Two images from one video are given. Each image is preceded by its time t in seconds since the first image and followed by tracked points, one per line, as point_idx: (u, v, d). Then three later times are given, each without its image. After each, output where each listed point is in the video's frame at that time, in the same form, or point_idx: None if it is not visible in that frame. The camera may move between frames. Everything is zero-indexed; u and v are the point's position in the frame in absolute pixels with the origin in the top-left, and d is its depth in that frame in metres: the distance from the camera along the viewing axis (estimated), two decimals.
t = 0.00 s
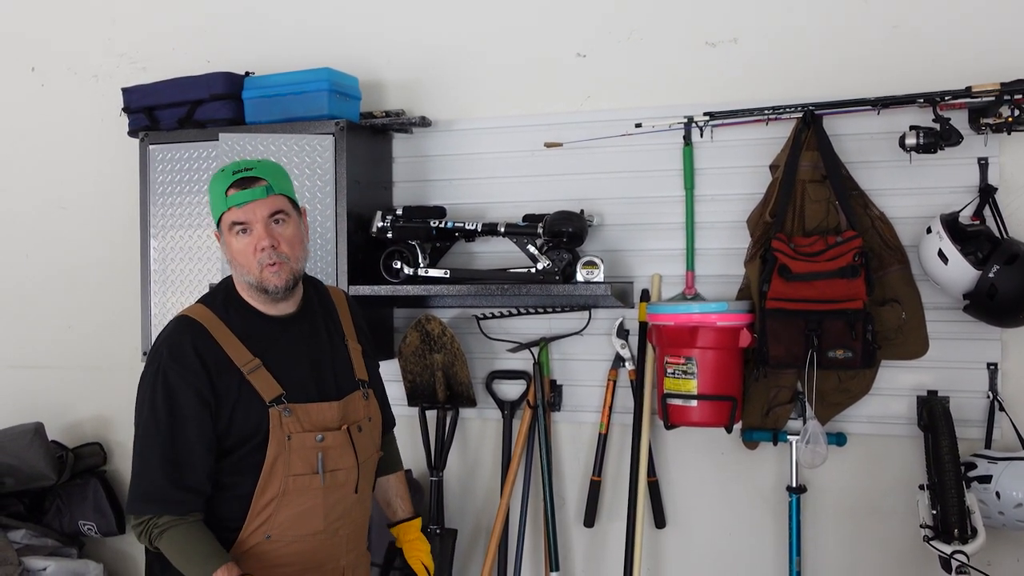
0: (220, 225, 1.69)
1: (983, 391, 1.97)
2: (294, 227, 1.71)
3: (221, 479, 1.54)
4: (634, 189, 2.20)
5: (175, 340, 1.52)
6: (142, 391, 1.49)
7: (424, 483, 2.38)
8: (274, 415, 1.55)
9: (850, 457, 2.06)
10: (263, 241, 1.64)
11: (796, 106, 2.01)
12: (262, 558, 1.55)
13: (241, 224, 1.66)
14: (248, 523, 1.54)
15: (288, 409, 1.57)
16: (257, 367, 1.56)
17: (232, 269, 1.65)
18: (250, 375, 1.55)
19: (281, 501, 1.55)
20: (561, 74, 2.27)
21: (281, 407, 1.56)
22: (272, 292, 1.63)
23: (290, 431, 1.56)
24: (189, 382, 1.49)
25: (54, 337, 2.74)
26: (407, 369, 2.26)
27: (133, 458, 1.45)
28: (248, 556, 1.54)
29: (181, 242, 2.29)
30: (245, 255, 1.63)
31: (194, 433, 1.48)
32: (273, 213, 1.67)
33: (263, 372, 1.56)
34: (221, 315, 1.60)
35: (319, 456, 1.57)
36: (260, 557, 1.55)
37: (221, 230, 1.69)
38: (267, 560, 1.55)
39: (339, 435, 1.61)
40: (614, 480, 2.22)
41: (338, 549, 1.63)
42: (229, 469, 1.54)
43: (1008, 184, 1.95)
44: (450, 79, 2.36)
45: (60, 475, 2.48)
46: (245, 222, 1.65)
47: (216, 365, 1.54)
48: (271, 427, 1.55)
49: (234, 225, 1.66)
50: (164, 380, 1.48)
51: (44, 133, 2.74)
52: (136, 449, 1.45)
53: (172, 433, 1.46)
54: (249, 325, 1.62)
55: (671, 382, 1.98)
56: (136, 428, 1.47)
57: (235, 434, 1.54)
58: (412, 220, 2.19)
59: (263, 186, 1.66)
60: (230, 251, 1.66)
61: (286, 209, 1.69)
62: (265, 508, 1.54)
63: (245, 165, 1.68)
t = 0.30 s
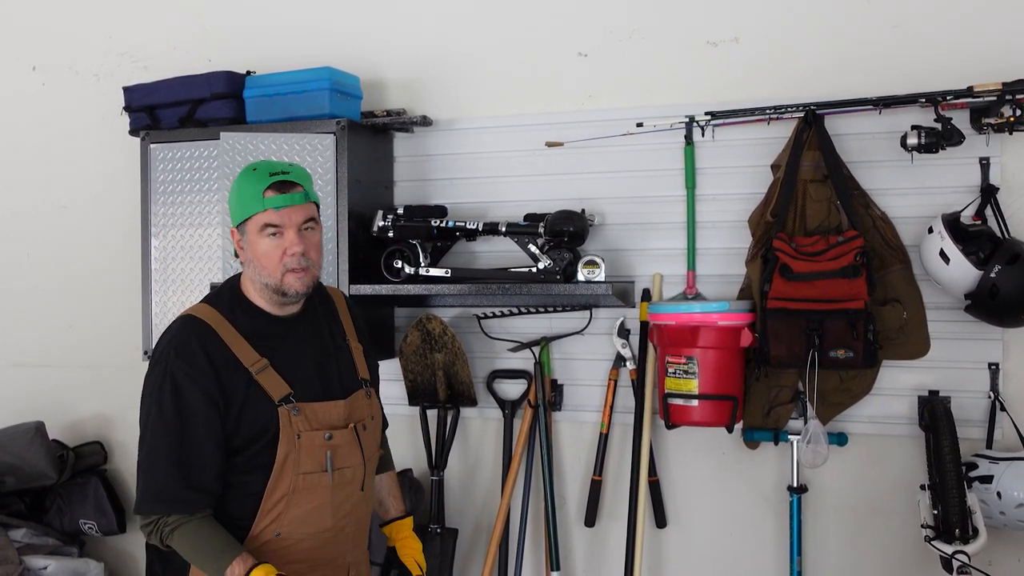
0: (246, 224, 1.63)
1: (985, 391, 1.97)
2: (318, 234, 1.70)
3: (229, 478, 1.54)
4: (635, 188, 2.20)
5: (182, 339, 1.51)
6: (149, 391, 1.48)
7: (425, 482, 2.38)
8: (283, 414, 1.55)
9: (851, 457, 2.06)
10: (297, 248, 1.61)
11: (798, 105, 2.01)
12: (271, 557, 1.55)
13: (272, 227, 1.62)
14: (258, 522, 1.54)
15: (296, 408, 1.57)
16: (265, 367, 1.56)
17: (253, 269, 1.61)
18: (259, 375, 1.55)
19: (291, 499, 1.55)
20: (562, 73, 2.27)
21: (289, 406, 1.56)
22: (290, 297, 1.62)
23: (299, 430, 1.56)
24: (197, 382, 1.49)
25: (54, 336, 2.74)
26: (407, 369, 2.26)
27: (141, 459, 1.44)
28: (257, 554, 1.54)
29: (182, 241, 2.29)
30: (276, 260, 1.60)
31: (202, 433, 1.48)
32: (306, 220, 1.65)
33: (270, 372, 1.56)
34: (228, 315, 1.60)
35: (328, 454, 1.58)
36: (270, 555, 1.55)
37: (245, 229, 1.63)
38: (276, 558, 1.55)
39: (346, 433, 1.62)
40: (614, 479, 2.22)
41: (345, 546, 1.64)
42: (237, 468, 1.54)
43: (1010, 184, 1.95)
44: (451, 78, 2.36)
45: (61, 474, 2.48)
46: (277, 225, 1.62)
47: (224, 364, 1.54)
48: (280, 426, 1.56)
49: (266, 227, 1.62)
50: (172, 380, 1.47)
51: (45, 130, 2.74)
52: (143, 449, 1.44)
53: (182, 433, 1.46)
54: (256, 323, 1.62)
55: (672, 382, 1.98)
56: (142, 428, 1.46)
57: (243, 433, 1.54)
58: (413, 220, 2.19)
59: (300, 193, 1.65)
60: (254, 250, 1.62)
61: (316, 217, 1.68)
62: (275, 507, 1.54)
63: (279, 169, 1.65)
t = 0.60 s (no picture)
0: (309, 225, 1.60)
1: (985, 391, 1.97)
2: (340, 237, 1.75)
3: (248, 480, 1.54)
4: (635, 188, 2.20)
5: (198, 340, 1.49)
6: (165, 394, 1.45)
7: (424, 481, 2.37)
8: (301, 413, 1.56)
9: (849, 456, 2.06)
10: (353, 253, 1.67)
11: (798, 105, 2.01)
12: (293, 556, 1.56)
13: (340, 231, 1.64)
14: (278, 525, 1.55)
15: (313, 406, 1.58)
16: (280, 366, 1.56)
17: (308, 270, 1.60)
18: (276, 375, 1.55)
19: (309, 498, 1.56)
20: (562, 73, 2.27)
21: (307, 405, 1.57)
22: (331, 298, 1.65)
23: (317, 429, 1.57)
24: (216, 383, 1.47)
25: (54, 335, 2.74)
26: (407, 368, 2.26)
27: (161, 463, 1.42)
28: (278, 555, 1.55)
29: (181, 240, 2.29)
30: (339, 263, 1.64)
31: (223, 435, 1.47)
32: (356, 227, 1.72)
33: (287, 372, 1.56)
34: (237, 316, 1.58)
35: (344, 451, 1.60)
36: (291, 555, 1.56)
37: (310, 230, 1.60)
38: (297, 557, 1.56)
39: (358, 430, 1.64)
40: (613, 479, 2.22)
41: (358, 540, 1.67)
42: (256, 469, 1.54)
43: (1010, 184, 1.95)
44: (451, 78, 2.35)
45: (60, 473, 2.48)
46: (345, 231, 1.65)
47: (241, 364, 1.53)
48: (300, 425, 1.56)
49: (335, 231, 1.63)
50: (191, 382, 1.45)
51: (45, 129, 2.74)
52: (163, 453, 1.42)
53: (203, 435, 1.44)
54: (261, 321, 1.60)
55: (672, 381, 1.98)
56: (160, 432, 1.44)
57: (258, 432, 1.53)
58: (413, 219, 2.17)
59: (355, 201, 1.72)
60: (315, 252, 1.61)
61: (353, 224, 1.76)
62: (295, 507, 1.55)
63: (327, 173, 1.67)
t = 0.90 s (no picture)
0: (348, 226, 1.61)
1: (984, 391, 1.97)
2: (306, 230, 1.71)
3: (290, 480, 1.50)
4: (635, 187, 2.20)
5: (250, 339, 1.42)
6: (224, 395, 1.37)
7: (424, 480, 2.38)
8: (336, 410, 1.55)
9: (848, 456, 2.06)
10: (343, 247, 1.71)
11: (798, 105, 2.01)
12: (326, 552, 1.58)
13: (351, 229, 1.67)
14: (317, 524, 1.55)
15: (344, 404, 1.57)
16: (316, 364, 1.54)
17: (342, 268, 1.61)
18: (315, 373, 1.52)
19: (343, 495, 1.57)
20: (563, 72, 2.27)
21: (340, 402, 1.56)
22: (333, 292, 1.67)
23: (346, 426, 1.57)
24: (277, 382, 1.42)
25: (53, 333, 2.74)
26: (407, 368, 2.26)
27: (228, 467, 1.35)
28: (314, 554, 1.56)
29: (182, 239, 2.29)
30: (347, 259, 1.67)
31: (285, 434, 1.42)
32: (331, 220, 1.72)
33: (322, 370, 1.54)
34: (270, 314, 1.51)
35: (368, 447, 1.61)
36: (327, 551, 1.58)
37: (348, 231, 1.61)
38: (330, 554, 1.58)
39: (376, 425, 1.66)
40: (613, 478, 2.22)
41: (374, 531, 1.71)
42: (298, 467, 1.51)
43: (1010, 184, 1.95)
44: (452, 77, 2.35)
45: (60, 472, 2.48)
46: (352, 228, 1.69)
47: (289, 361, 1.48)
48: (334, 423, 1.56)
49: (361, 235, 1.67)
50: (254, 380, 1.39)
51: (45, 127, 2.74)
52: (229, 458, 1.35)
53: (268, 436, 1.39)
54: (288, 321, 1.55)
55: (671, 381, 1.98)
56: (222, 436, 1.36)
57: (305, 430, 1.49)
58: (413, 218, 2.18)
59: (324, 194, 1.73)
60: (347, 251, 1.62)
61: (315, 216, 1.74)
62: (330, 505, 1.56)
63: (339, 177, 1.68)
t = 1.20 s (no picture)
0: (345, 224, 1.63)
1: (984, 389, 1.97)
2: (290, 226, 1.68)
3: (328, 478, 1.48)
4: (635, 185, 2.20)
5: (288, 339, 1.39)
6: (272, 398, 1.33)
7: (423, 479, 2.38)
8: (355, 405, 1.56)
9: (847, 454, 2.06)
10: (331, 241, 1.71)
11: (798, 103, 2.01)
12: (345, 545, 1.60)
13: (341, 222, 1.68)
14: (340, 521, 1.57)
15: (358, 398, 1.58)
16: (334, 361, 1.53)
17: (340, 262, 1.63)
18: (337, 368, 1.52)
19: (360, 489, 1.61)
20: (562, 70, 2.27)
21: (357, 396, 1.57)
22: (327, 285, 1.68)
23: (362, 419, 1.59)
24: (322, 379, 1.39)
25: (52, 332, 2.74)
26: (407, 366, 2.25)
27: (288, 470, 1.31)
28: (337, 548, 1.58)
29: (181, 237, 2.29)
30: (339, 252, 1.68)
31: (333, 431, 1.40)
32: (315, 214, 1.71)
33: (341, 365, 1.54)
34: (288, 314, 1.49)
35: (374, 439, 1.64)
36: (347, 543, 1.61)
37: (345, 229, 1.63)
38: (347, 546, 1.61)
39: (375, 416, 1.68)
40: (613, 475, 2.22)
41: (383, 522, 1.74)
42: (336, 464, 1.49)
43: (1010, 182, 1.94)
44: (452, 75, 2.35)
45: (59, 470, 2.48)
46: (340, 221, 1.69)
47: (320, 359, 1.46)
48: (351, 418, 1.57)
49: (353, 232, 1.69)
50: (302, 379, 1.36)
51: (45, 125, 2.73)
52: (287, 462, 1.31)
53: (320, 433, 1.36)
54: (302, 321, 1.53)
55: (671, 379, 1.98)
56: (277, 440, 1.32)
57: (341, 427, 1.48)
58: (413, 216, 2.19)
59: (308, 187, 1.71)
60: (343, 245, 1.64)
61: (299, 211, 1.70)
62: (350, 499, 1.58)
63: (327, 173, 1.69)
